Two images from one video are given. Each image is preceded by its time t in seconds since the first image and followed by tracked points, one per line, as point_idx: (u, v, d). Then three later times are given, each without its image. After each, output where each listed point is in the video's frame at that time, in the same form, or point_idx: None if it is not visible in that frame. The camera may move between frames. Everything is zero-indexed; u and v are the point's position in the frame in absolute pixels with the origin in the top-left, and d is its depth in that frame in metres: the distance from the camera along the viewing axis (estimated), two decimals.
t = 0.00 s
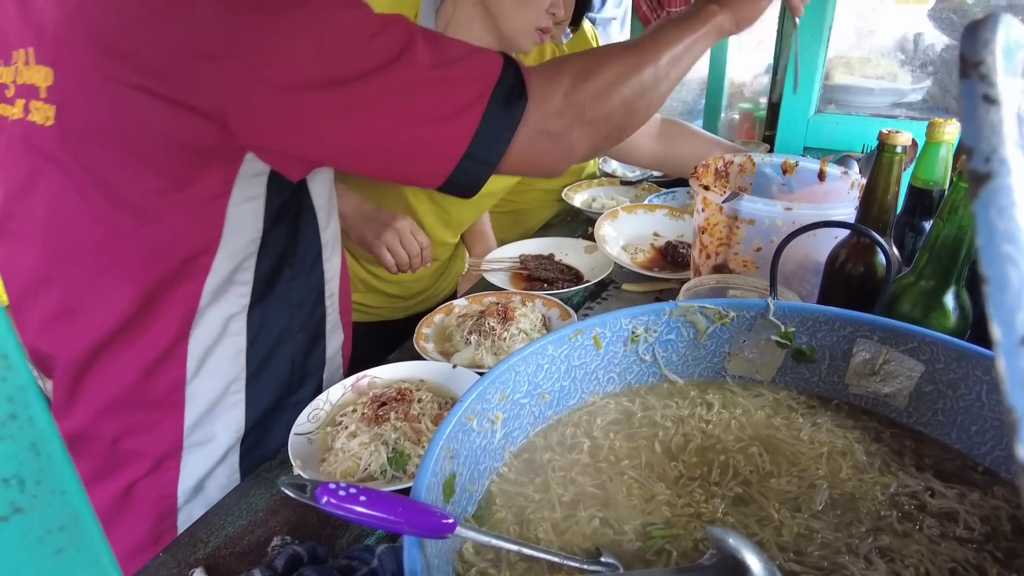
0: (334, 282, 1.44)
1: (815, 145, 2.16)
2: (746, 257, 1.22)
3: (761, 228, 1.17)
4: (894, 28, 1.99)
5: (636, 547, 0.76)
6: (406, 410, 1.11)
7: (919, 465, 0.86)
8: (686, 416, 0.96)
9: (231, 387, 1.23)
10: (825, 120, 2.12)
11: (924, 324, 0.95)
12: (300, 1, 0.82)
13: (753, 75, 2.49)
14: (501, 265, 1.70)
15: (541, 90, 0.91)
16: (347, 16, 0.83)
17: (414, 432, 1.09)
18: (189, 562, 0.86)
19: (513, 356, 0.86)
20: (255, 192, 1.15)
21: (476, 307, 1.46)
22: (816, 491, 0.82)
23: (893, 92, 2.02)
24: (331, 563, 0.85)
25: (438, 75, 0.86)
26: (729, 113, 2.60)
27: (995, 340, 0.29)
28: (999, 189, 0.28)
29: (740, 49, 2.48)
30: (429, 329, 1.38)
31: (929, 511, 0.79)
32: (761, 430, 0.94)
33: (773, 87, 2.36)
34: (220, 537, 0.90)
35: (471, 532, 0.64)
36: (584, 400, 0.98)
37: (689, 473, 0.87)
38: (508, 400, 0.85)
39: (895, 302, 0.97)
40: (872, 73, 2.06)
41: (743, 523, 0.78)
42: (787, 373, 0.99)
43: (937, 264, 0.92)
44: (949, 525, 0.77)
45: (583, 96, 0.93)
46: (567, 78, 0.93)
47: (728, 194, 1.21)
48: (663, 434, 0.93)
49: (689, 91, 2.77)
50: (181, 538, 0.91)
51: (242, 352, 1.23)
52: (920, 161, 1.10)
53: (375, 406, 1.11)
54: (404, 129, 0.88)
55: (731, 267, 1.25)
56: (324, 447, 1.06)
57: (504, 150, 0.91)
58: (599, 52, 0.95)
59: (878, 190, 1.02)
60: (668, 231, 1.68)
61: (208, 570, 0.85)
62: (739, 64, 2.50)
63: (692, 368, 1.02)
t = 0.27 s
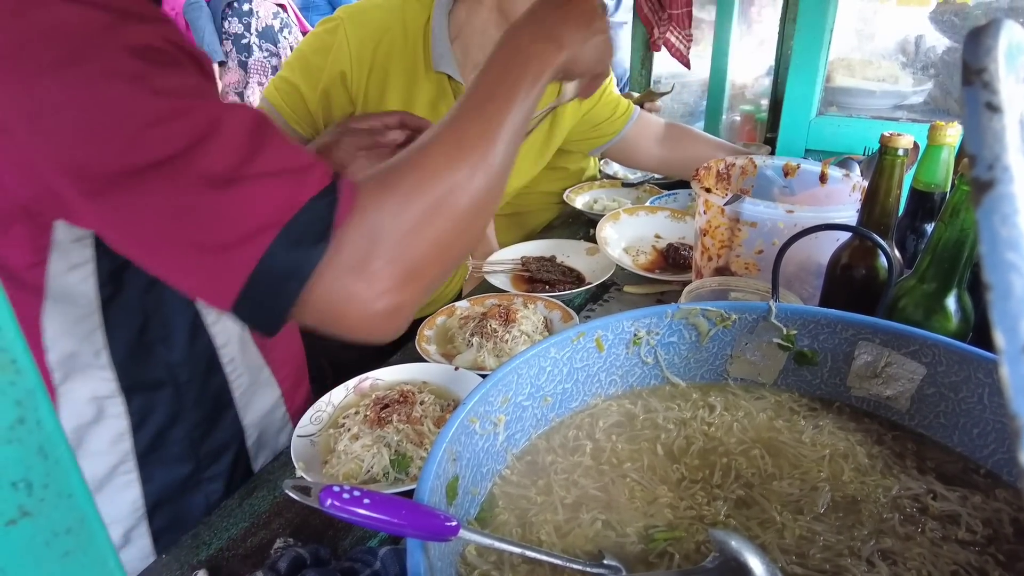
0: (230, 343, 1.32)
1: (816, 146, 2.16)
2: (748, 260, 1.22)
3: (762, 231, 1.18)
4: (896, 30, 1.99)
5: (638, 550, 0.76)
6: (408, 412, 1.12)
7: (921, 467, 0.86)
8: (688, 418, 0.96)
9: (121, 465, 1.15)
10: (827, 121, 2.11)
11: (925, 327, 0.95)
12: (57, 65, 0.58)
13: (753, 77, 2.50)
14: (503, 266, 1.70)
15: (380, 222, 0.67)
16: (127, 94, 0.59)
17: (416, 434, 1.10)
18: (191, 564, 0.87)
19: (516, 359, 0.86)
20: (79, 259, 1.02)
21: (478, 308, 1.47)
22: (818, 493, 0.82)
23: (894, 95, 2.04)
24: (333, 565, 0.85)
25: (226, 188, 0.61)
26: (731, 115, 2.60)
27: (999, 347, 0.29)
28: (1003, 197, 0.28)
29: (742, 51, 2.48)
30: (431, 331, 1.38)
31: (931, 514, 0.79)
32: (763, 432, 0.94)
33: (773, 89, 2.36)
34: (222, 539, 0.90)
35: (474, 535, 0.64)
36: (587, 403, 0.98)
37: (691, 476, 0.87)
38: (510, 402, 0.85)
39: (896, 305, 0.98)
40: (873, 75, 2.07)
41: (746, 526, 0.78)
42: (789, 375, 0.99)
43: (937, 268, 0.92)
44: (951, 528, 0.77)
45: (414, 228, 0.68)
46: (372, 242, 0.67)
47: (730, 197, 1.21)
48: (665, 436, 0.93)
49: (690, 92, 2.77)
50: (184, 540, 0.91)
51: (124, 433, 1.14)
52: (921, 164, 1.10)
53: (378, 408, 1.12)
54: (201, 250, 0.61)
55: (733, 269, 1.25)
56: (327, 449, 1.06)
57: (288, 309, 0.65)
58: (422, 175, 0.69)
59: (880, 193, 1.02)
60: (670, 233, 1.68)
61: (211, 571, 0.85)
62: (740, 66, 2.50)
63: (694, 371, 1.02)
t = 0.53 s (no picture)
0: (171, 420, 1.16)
1: (818, 146, 2.16)
2: (750, 260, 1.22)
3: (764, 231, 1.18)
4: (898, 30, 1.98)
5: (641, 550, 0.76)
6: (411, 412, 1.11)
7: (924, 468, 0.86)
8: (690, 419, 0.96)
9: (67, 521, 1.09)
10: (829, 122, 2.11)
11: (928, 327, 0.95)
12: None
13: (755, 78, 2.50)
14: (504, 267, 1.70)
15: (81, 402, 0.63)
16: None
17: (418, 434, 1.10)
18: (193, 564, 0.86)
19: (518, 359, 0.86)
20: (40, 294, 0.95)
21: (479, 309, 1.47)
22: (821, 493, 0.82)
23: (896, 95, 2.03)
24: (336, 565, 0.85)
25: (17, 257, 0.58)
26: (732, 116, 2.60)
27: (1009, 344, 0.29)
28: (1013, 192, 0.28)
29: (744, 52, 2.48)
30: (433, 331, 1.38)
31: (934, 514, 0.79)
32: (766, 432, 0.94)
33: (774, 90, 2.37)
34: (224, 539, 0.90)
35: (478, 535, 0.64)
36: (589, 403, 0.98)
37: (694, 475, 0.87)
38: (513, 402, 0.85)
39: (899, 304, 0.98)
40: (875, 75, 2.07)
41: (749, 526, 0.78)
42: (791, 375, 0.99)
43: (940, 267, 0.92)
44: (955, 528, 0.77)
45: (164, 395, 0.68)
46: (87, 423, 0.63)
47: (732, 197, 1.21)
48: (668, 436, 0.93)
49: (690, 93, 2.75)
50: (185, 540, 0.91)
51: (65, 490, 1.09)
52: (924, 164, 1.09)
53: (380, 408, 1.12)
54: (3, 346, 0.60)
55: (735, 269, 1.25)
56: (329, 449, 1.06)
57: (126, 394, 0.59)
58: (168, 342, 0.70)
59: (882, 193, 1.02)
60: (671, 233, 1.68)
61: (213, 571, 0.85)
62: (742, 67, 2.50)
63: (696, 371, 1.02)
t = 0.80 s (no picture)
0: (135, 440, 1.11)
1: (820, 146, 2.16)
2: (752, 260, 1.22)
3: (767, 230, 1.17)
4: (898, 31, 2.00)
5: (645, 548, 0.76)
6: (413, 411, 1.11)
7: (927, 467, 0.86)
8: (693, 418, 0.96)
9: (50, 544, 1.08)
10: (832, 122, 2.10)
11: (931, 326, 0.95)
12: None
13: (756, 78, 2.51)
14: (506, 267, 1.70)
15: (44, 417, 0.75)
16: None
17: (421, 433, 1.09)
18: (196, 563, 0.86)
19: (521, 358, 0.86)
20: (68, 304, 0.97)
21: (481, 309, 1.47)
22: (825, 492, 0.82)
23: (897, 95, 2.06)
24: (339, 564, 0.85)
25: None
26: (733, 116, 2.60)
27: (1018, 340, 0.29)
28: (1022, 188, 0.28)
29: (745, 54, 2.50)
30: (436, 331, 1.38)
31: (937, 513, 0.79)
32: (769, 432, 0.94)
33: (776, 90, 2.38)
34: (227, 538, 0.90)
35: (483, 534, 0.64)
36: (592, 402, 0.98)
37: (697, 475, 0.87)
38: (516, 402, 0.85)
39: (903, 303, 0.98)
40: (876, 76, 2.08)
41: (752, 525, 0.78)
42: (794, 375, 0.99)
43: (944, 266, 0.92)
44: (958, 528, 0.77)
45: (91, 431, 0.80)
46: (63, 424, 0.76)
47: (734, 197, 1.21)
48: (671, 436, 0.93)
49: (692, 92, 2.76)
50: (188, 539, 0.91)
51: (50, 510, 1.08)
52: (926, 164, 1.09)
53: (383, 408, 1.12)
54: None
55: (737, 269, 1.25)
56: (332, 448, 1.06)
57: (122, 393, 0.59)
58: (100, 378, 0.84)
59: (885, 192, 1.02)
60: (673, 234, 1.68)
61: (216, 571, 0.85)
62: (744, 68, 2.52)
63: (699, 370, 1.02)
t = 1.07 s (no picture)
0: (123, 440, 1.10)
1: (821, 147, 2.16)
2: (754, 260, 1.22)
3: (768, 230, 1.18)
4: (899, 31, 2.00)
5: (648, 547, 0.76)
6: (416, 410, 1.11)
7: (930, 466, 0.86)
8: (696, 417, 0.96)
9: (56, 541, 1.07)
10: (833, 122, 2.11)
11: (933, 325, 0.95)
12: None
13: (756, 79, 2.52)
14: (507, 267, 1.69)
15: None
16: None
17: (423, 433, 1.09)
18: (199, 562, 0.86)
19: (524, 357, 0.86)
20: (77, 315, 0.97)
21: (483, 308, 1.47)
22: (827, 492, 0.82)
23: (899, 95, 2.06)
24: (342, 564, 0.85)
25: None
26: (734, 116, 2.60)
27: None
28: None
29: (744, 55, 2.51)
30: (437, 331, 1.38)
31: (940, 513, 0.79)
32: (771, 431, 0.94)
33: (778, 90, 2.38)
34: (230, 538, 0.90)
35: (486, 533, 0.64)
36: (594, 401, 0.98)
37: (700, 474, 0.87)
38: (519, 401, 0.85)
39: (905, 303, 0.98)
40: (877, 76, 2.08)
41: (755, 524, 0.78)
42: (797, 374, 0.99)
43: (946, 266, 0.92)
44: (961, 527, 0.77)
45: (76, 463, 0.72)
46: None
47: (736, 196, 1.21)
48: (673, 435, 0.93)
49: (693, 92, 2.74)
50: (191, 538, 0.91)
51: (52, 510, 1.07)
52: (928, 164, 1.09)
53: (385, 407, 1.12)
54: None
55: (739, 269, 1.26)
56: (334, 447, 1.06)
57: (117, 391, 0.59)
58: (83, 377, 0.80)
59: (887, 192, 1.02)
60: (675, 234, 1.68)
61: (219, 570, 0.85)
62: (744, 70, 2.52)
63: (701, 370, 1.02)
